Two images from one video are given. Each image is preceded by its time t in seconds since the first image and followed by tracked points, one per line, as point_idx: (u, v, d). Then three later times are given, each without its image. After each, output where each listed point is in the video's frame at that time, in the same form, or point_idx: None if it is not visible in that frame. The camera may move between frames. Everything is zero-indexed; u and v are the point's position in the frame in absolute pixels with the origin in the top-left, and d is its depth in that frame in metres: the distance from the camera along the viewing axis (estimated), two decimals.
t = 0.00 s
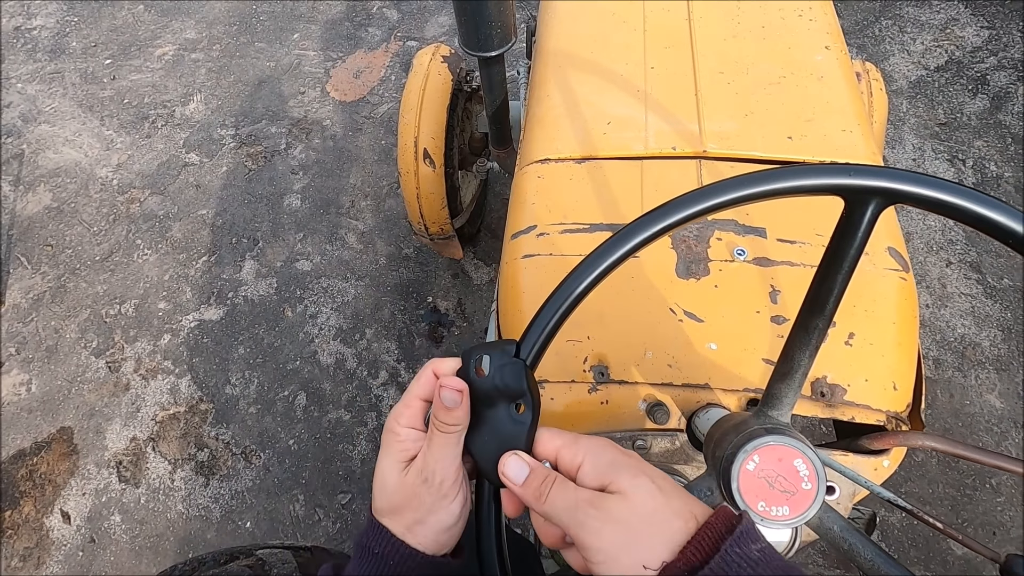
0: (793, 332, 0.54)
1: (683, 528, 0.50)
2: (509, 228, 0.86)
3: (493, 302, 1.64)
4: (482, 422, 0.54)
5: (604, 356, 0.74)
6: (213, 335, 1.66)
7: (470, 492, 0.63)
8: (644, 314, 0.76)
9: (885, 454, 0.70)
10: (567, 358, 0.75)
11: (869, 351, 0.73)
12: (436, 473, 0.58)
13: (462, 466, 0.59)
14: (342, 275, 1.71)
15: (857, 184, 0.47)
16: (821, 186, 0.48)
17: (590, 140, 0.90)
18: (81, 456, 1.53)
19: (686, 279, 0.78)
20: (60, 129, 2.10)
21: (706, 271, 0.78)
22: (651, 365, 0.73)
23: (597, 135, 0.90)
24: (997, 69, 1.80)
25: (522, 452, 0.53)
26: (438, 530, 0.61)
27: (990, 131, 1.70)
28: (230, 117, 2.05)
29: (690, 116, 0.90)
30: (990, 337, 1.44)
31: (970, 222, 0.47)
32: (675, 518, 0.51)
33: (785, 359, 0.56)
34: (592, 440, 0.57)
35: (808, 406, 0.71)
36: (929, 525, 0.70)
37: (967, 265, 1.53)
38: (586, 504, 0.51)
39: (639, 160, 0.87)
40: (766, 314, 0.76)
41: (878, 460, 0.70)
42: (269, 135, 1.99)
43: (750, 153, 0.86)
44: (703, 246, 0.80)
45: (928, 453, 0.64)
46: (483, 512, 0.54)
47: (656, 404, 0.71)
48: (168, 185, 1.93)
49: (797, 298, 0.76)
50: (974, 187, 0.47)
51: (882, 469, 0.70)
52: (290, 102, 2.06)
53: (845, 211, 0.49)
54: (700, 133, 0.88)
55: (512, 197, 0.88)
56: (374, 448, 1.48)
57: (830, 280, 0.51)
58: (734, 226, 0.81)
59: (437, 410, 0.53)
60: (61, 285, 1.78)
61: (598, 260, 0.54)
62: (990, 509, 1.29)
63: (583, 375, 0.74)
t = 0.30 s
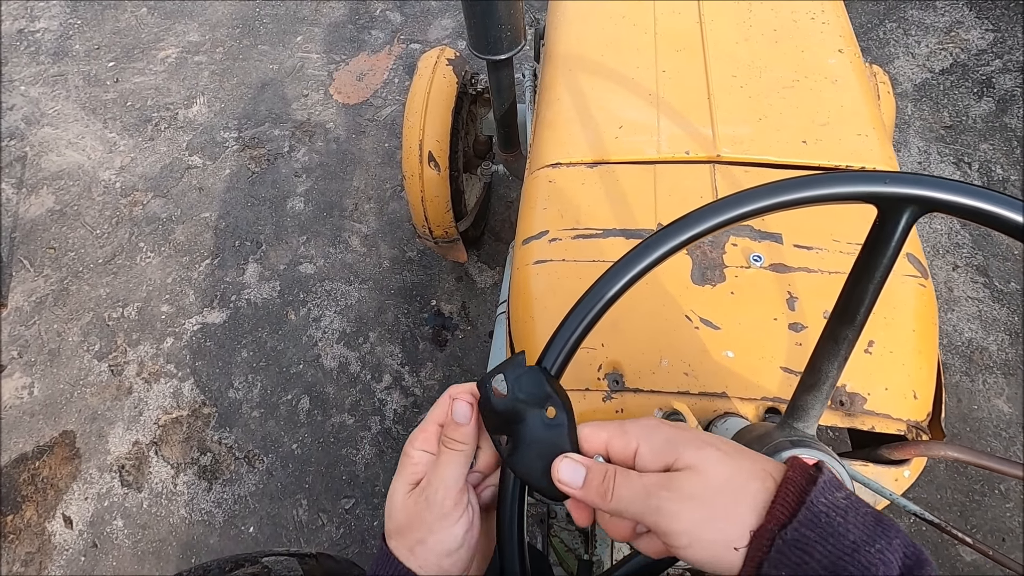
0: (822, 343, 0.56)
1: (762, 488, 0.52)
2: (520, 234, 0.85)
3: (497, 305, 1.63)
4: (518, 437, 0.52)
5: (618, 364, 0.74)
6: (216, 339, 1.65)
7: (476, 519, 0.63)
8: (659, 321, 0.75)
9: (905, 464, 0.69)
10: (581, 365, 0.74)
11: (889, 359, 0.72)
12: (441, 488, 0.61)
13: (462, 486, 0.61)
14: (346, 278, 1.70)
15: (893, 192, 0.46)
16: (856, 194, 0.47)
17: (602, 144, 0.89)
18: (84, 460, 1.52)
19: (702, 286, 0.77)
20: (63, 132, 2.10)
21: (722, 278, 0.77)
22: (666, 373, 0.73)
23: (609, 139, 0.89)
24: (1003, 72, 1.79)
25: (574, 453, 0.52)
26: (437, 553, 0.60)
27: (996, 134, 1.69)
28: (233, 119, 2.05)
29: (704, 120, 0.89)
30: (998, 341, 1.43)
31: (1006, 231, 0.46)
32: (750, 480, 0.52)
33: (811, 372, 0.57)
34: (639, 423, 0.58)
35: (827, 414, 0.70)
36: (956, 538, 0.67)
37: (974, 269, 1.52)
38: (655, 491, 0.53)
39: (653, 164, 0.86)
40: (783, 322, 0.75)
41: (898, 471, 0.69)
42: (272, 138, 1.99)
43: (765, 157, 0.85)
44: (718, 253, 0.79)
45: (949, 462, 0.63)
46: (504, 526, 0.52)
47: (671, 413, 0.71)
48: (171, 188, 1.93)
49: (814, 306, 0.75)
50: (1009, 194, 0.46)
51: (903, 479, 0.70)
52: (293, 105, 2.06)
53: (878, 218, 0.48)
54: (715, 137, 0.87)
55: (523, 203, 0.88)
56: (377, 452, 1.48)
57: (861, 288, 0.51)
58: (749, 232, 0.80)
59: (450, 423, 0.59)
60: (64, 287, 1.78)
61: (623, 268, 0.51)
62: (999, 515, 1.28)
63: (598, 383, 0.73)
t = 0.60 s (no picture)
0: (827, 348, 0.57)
1: (812, 444, 0.53)
2: (522, 237, 0.85)
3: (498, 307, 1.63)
4: (554, 445, 0.50)
5: (621, 367, 0.73)
6: (217, 341, 1.65)
7: (466, 516, 0.63)
8: (663, 323, 0.75)
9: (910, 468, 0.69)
10: (583, 368, 0.74)
11: (892, 362, 0.72)
12: (431, 477, 0.62)
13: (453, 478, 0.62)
14: (347, 281, 1.70)
15: (899, 197, 0.46)
16: (862, 198, 0.47)
17: (604, 147, 0.89)
18: (84, 463, 1.52)
19: (705, 288, 0.77)
20: (65, 135, 2.10)
21: (725, 280, 0.77)
22: (669, 376, 0.72)
23: (612, 142, 0.89)
24: (1004, 74, 1.79)
25: (618, 437, 0.51)
26: (420, 539, 0.61)
27: (997, 136, 1.69)
28: (234, 122, 2.05)
29: (706, 123, 0.89)
30: (1000, 344, 1.42)
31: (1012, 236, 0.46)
32: (801, 437, 0.53)
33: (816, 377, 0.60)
34: (681, 397, 0.59)
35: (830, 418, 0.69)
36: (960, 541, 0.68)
37: (976, 271, 1.51)
38: (707, 459, 0.52)
39: (655, 167, 0.86)
40: (787, 325, 0.74)
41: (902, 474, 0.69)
42: (273, 141, 1.99)
43: (768, 161, 0.85)
44: (721, 255, 0.79)
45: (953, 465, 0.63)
46: (508, 523, 0.51)
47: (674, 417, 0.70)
48: (172, 191, 1.93)
49: (817, 308, 0.75)
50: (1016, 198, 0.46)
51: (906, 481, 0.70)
52: (294, 108, 2.06)
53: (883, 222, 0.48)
54: (718, 141, 0.87)
55: (525, 205, 0.87)
56: (378, 455, 1.47)
57: (866, 293, 0.52)
58: (752, 235, 0.80)
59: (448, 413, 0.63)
60: (65, 290, 1.78)
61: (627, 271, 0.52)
62: (1002, 518, 1.27)
63: (601, 386, 0.73)
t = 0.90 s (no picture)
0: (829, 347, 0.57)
1: (846, 424, 0.52)
2: (521, 239, 0.85)
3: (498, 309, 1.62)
4: (583, 445, 0.51)
5: (622, 369, 0.73)
6: (217, 344, 1.65)
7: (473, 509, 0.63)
8: (664, 324, 0.75)
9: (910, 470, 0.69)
10: (583, 371, 0.74)
11: (894, 363, 0.72)
12: (438, 472, 0.63)
13: (458, 470, 0.62)
14: (347, 283, 1.70)
15: (899, 198, 0.47)
16: (863, 200, 0.47)
17: (604, 149, 0.89)
18: (84, 466, 1.52)
19: (705, 290, 0.77)
20: (65, 137, 2.10)
21: (725, 282, 0.77)
22: (669, 378, 0.72)
23: (612, 145, 0.89)
24: (1004, 75, 1.79)
25: (644, 423, 0.52)
26: (429, 533, 0.61)
27: (997, 137, 1.69)
28: (234, 125, 2.05)
29: (707, 125, 0.89)
30: (1000, 345, 1.42)
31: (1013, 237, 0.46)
32: (833, 417, 0.53)
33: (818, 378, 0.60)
34: (710, 380, 0.59)
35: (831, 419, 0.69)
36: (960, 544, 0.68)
37: (976, 272, 1.51)
38: (736, 440, 0.52)
39: (655, 169, 0.86)
40: (787, 326, 0.74)
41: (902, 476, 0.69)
42: (273, 143, 1.99)
43: (768, 162, 0.85)
44: (722, 257, 0.79)
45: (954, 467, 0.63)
46: (508, 528, 0.52)
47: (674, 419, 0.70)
48: (172, 194, 1.93)
49: (818, 310, 0.75)
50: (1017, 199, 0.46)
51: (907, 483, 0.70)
52: (294, 110, 2.06)
53: (884, 223, 0.48)
54: (718, 143, 0.87)
55: (525, 208, 0.87)
56: (378, 457, 1.47)
57: (867, 294, 0.52)
58: (753, 237, 0.80)
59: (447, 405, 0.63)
60: (65, 293, 1.78)
61: (627, 273, 0.52)
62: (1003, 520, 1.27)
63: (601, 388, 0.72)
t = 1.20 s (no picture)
0: (834, 350, 0.57)
1: (852, 436, 0.51)
2: (524, 242, 0.85)
3: (499, 312, 1.62)
4: (592, 453, 0.53)
5: (625, 372, 0.73)
6: (217, 347, 1.64)
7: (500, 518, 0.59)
8: (667, 327, 0.75)
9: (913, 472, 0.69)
10: (586, 373, 0.74)
11: (897, 365, 0.72)
12: (476, 495, 0.55)
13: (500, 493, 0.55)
14: (347, 285, 1.70)
15: (903, 201, 0.46)
16: (867, 202, 0.47)
17: (606, 151, 0.89)
18: (84, 469, 1.51)
19: (708, 293, 0.77)
20: (66, 141, 2.10)
21: (728, 284, 0.77)
22: (673, 381, 0.72)
23: (614, 147, 0.89)
24: (1003, 76, 1.79)
25: (654, 430, 0.53)
26: (462, 551, 0.56)
27: (996, 138, 1.69)
28: (235, 127, 2.05)
29: (708, 127, 0.89)
30: (1001, 346, 1.42)
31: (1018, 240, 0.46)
32: (840, 429, 0.52)
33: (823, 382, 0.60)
34: (717, 390, 0.58)
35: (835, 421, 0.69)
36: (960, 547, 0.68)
37: (976, 273, 1.51)
38: (742, 451, 0.51)
39: (657, 171, 0.86)
40: (790, 329, 0.74)
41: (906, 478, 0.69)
42: (273, 146, 1.99)
43: (770, 164, 0.85)
44: (724, 259, 0.79)
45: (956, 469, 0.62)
46: (515, 538, 0.52)
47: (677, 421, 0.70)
48: (173, 196, 1.93)
49: (822, 312, 0.75)
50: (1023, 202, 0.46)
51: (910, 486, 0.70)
52: (294, 113, 2.06)
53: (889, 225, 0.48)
54: (720, 145, 0.87)
55: (526, 210, 0.87)
56: (379, 460, 1.47)
57: (873, 297, 0.52)
58: (755, 239, 0.80)
59: (505, 432, 0.50)
60: (66, 296, 1.77)
61: (630, 279, 0.53)
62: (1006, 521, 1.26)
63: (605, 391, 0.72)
